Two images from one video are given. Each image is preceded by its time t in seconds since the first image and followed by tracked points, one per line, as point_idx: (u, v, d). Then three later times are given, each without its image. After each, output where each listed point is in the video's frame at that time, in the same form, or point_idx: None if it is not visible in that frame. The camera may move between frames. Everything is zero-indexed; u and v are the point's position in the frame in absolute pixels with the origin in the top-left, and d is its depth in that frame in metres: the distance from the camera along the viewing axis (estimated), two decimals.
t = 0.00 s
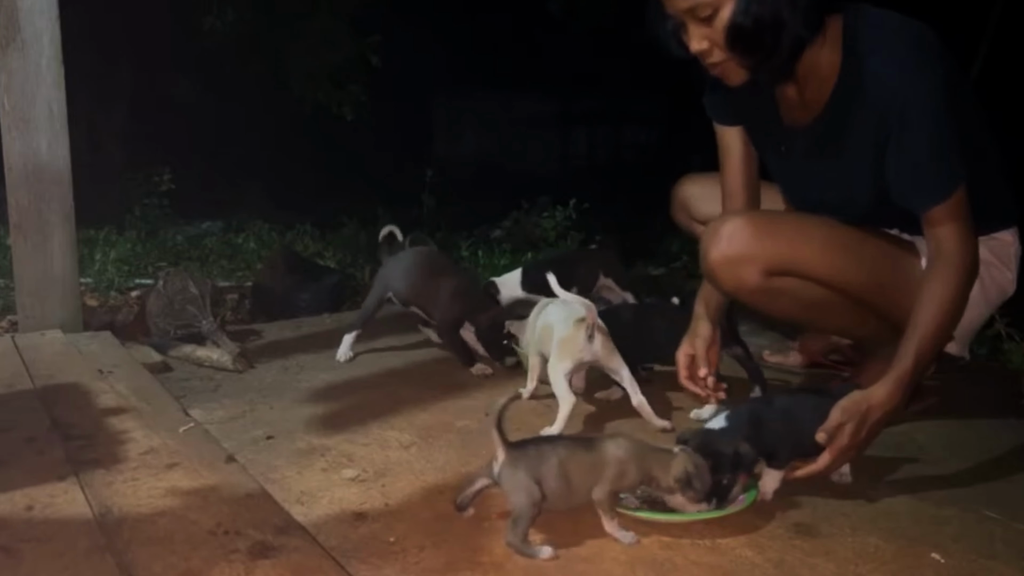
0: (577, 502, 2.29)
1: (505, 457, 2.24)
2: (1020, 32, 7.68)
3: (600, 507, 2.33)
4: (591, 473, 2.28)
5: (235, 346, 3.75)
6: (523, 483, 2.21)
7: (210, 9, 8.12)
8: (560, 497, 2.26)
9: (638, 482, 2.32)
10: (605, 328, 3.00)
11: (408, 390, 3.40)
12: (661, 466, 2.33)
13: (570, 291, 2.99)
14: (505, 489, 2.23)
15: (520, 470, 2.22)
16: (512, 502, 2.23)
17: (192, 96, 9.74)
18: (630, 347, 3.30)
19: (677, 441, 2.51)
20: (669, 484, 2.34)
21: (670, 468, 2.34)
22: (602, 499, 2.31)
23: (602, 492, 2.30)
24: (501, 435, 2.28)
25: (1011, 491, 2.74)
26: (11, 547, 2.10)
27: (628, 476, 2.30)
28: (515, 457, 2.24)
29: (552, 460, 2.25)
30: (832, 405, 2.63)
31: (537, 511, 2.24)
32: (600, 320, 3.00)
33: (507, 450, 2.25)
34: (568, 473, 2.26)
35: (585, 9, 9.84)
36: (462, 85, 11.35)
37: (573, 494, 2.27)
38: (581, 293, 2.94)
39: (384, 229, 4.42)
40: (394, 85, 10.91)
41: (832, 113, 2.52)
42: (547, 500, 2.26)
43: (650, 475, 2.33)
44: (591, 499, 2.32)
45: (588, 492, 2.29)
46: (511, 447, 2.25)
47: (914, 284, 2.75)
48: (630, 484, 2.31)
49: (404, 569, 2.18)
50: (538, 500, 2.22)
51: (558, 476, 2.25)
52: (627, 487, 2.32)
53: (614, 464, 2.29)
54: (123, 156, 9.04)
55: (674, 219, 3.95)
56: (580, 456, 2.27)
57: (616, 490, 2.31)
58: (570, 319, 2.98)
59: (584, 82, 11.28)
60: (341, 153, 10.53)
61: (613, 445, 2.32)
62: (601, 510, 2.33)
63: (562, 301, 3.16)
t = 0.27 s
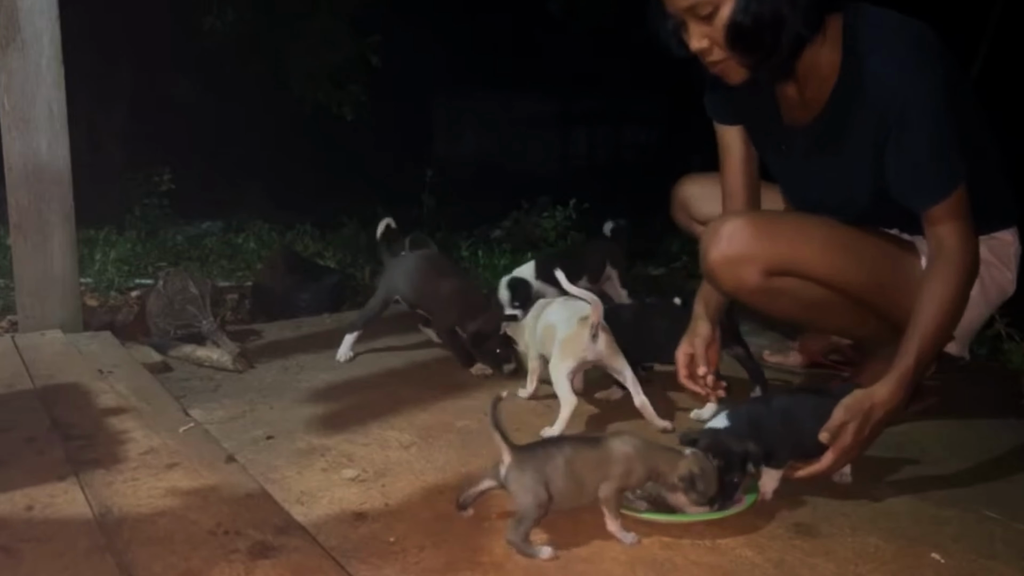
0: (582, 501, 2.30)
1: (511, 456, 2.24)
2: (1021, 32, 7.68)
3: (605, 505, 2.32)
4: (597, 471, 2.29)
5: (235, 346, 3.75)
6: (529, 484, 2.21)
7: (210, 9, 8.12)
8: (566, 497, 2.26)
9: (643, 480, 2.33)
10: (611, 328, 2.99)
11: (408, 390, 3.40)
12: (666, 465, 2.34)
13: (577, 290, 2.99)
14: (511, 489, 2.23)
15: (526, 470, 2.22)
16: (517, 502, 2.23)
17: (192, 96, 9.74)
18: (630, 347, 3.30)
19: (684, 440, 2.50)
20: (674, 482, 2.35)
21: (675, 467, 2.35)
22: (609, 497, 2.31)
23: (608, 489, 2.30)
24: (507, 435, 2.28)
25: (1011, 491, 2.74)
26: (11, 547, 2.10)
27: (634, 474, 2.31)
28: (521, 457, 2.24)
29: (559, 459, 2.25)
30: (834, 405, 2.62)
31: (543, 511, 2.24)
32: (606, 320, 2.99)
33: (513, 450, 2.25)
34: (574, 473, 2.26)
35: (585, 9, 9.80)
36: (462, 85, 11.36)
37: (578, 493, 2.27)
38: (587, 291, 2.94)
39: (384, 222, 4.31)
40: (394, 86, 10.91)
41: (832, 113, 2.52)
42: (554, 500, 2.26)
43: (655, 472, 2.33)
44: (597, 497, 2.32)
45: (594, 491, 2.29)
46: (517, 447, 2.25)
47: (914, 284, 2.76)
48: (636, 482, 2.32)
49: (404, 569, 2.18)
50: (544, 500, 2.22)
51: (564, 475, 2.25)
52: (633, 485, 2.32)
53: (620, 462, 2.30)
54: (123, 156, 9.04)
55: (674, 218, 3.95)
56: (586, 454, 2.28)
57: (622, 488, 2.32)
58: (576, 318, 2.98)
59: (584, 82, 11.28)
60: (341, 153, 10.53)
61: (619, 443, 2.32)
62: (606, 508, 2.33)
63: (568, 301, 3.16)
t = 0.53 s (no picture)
0: (586, 501, 2.29)
1: (512, 457, 2.24)
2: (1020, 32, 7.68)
3: (608, 504, 2.32)
4: (599, 469, 2.29)
5: (235, 346, 3.75)
6: (531, 485, 2.21)
7: (210, 9, 8.12)
8: (568, 496, 2.26)
9: (647, 478, 2.33)
10: (606, 329, 3.00)
11: (408, 390, 3.40)
12: (669, 460, 2.35)
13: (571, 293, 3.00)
14: (514, 489, 2.23)
15: (527, 470, 2.22)
16: (518, 501, 2.23)
17: (192, 96, 9.74)
18: (630, 348, 3.30)
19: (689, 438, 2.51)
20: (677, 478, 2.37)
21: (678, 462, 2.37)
22: (612, 496, 2.31)
23: (612, 487, 2.30)
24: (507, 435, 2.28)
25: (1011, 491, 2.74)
26: (11, 547, 2.10)
27: (635, 473, 2.31)
28: (522, 457, 2.23)
29: (560, 459, 2.26)
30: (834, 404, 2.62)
31: (545, 511, 2.24)
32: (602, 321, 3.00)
33: (515, 450, 2.24)
34: (576, 473, 2.26)
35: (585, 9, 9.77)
36: (462, 84, 11.36)
37: (581, 493, 2.27)
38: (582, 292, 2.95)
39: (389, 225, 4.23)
40: (394, 86, 10.92)
41: (832, 113, 2.52)
42: (556, 500, 2.26)
43: (657, 469, 2.33)
44: (602, 496, 2.33)
45: (596, 491, 2.29)
46: (518, 447, 2.25)
47: (914, 284, 2.76)
48: (638, 480, 2.32)
49: (404, 569, 2.18)
50: (546, 500, 2.23)
51: (566, 475, 2.26)
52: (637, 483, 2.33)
53: (622, 461, 2.30)
54: (123, 156, 9.04)
55: (674, 218, 3.95)
56: (588, 452, 2.28)
57: (627, 486, 2.32)
58: (572, 320, 2.98)
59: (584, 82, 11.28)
60: (341, 153, 10.53)
61: (620, 442, 2.33)
62: (609, 507, 2.33)
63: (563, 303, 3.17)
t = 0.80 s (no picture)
0: (590, 501, 2.30)
1: (515, 456, 2.24)
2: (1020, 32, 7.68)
3: (613, 505, 2.32)
4: (605, 469, 2.30)
5: (235, 346, 3.75)
6: (533, 487, 2.21)
7: (210, 9, 8.11)
8: (571, 497, 2.26)
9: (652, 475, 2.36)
10: (605, 329, 3.00)
11: (408, 390, 3.40)
12: (671, 455, 2.39)
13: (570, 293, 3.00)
14: (515, 491, 2.23)
15: (530, 470, 2.23)
16: (520, 501, 2.24)
17: (192, 96, 9.74)
18: (629, 347, 3.30)
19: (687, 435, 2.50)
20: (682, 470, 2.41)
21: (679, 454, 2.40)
22: (618, 495, 2.31)
23: (618, 487, 2.31)
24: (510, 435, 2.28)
25: (1011, 491, 2.74)
26: (11, 547, 2.10)
27: (641, 473, 2.34)
28: (523, 457, 2.24)
29: (563, 458, 2.26)
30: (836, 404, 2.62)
31: (547, 513, 2.24)
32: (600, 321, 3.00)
33: (517, 450, 2.24)
34: (578, 472, 2.26)
35: (585, 9, 9.73)
36: (462, 85, 11.38)
37: (584, 493, 2.27)
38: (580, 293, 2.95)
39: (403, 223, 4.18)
40: (394, 85, 10.92)
41: (832, 112, 2.52)
42: (558, 503, 2.26)
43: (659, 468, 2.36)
44: (607, 495, 2.32)
45: (600, 491, 2.30)
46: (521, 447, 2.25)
47: (914, 283, 2.76)
48: (642, 479, 2.34)
49: (404, 569, 2.18)
50: (549, 501, 2.23)
51: (571, 476, 2.26)
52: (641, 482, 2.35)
53: (627, 460, 2.32)
54: (123, 156, 9.04)
55: (673, 218, 3.95)
56: (591, 452, 2.29)
57: (631, 486, 2.33)
58: (570, 320, 2.98)
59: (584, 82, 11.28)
60: (341, 153, 10.53)
61: (624, 441, 2.34)
62: (613, 507, 2.32)
63: (562, 304, 3.16)
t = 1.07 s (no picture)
0: (582, 502, 2.29)
1: (506, 456, 2.24)
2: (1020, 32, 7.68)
3: (608, 506, 2.32)
4: (599, 470, 2.29)
5: (235, 346, 3.75)
6: (526, 487, 2.21)
7: (210, 9, 8.11)
8: (564, 496, 2.26)
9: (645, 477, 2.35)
10: (599, 328, 3.02)
11: (408, 390, 3.40)
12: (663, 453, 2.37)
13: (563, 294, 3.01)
14: (509, 490, 2.23)
15: (523, 472, 2.22)
16: (515, 501, 2.23)
17: (192, 96, 9.73)
18: (629, 347, 3.30)
19: (683, 429, 2.50)
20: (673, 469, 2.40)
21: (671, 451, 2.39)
22: (611, 498, 2.31)
23: (611, 491, 2.30)
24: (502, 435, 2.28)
25: (1011, 491, 2.74)
26: (11, 547, 2.10)
27: (635, 474, 2.32)
28: (517, 457, 2.24)
29: (557, 457, 2.26)
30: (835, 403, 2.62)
31: (540, 512, 2.24)
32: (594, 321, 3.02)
33: (510, 451, 2.25)
34: (571, 471, 2.26)
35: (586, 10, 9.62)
36: (462, 85, 11.39)
37: (577, 491, 2.27)
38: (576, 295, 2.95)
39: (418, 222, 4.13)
40: (394, 85, 10.92)
41: (832, 112, 2.52)
42: (552, 500, 2.26)
43: (653, 467, 2.36)
44: (601, 498, 2.32)
45: (594, 490, 2.29)
46: (513, 447, 2.25)
47: (914, 283, 2.76)
48: (637, 480, 2.33)
49: (404, 569, 2.18)
50: (543, 501, 2.23)
51: (564, 475, 2.26)
52: (636, 484, 2.34)
53: (622, 463, 2.31)
54: (123, 156, 9.04)
55: (674, 218, 3.95)
56: (586, 451, 2.29)
57: (625, 489, 2.32)
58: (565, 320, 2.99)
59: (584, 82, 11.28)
60: (341, 153, 10.53)
61: (618, 443, 2.33)
62: (608, 509, 2.32)
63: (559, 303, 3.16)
